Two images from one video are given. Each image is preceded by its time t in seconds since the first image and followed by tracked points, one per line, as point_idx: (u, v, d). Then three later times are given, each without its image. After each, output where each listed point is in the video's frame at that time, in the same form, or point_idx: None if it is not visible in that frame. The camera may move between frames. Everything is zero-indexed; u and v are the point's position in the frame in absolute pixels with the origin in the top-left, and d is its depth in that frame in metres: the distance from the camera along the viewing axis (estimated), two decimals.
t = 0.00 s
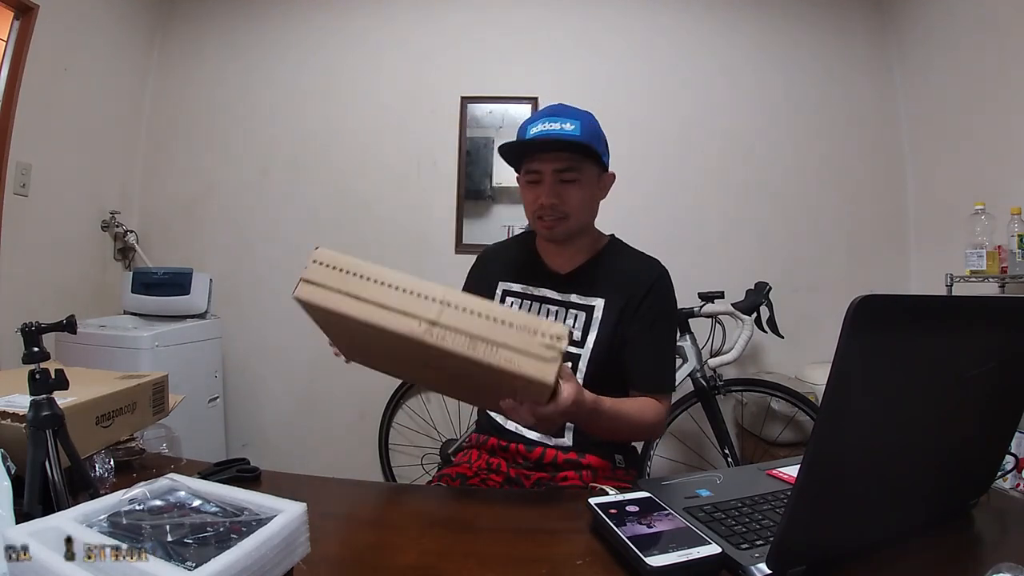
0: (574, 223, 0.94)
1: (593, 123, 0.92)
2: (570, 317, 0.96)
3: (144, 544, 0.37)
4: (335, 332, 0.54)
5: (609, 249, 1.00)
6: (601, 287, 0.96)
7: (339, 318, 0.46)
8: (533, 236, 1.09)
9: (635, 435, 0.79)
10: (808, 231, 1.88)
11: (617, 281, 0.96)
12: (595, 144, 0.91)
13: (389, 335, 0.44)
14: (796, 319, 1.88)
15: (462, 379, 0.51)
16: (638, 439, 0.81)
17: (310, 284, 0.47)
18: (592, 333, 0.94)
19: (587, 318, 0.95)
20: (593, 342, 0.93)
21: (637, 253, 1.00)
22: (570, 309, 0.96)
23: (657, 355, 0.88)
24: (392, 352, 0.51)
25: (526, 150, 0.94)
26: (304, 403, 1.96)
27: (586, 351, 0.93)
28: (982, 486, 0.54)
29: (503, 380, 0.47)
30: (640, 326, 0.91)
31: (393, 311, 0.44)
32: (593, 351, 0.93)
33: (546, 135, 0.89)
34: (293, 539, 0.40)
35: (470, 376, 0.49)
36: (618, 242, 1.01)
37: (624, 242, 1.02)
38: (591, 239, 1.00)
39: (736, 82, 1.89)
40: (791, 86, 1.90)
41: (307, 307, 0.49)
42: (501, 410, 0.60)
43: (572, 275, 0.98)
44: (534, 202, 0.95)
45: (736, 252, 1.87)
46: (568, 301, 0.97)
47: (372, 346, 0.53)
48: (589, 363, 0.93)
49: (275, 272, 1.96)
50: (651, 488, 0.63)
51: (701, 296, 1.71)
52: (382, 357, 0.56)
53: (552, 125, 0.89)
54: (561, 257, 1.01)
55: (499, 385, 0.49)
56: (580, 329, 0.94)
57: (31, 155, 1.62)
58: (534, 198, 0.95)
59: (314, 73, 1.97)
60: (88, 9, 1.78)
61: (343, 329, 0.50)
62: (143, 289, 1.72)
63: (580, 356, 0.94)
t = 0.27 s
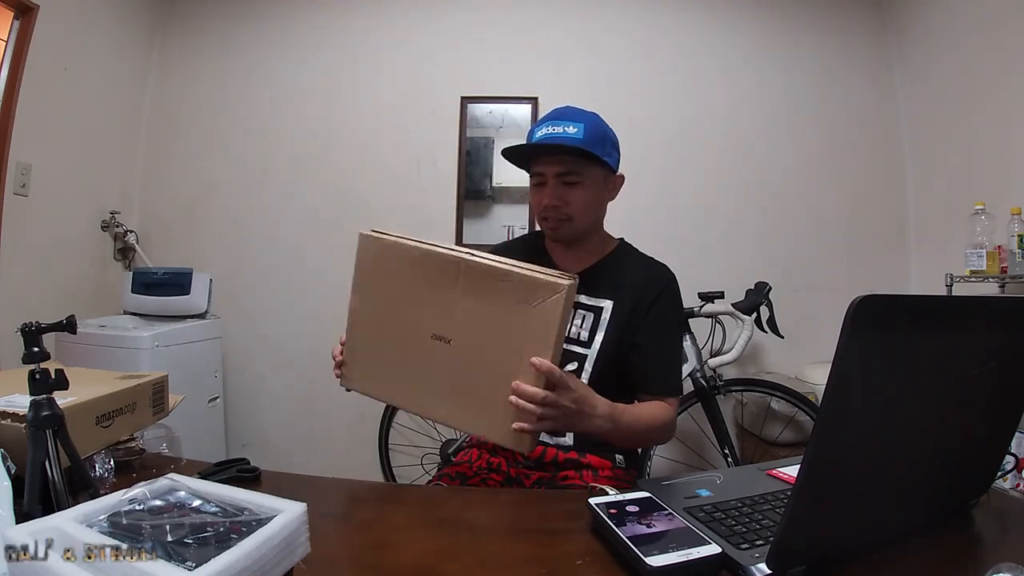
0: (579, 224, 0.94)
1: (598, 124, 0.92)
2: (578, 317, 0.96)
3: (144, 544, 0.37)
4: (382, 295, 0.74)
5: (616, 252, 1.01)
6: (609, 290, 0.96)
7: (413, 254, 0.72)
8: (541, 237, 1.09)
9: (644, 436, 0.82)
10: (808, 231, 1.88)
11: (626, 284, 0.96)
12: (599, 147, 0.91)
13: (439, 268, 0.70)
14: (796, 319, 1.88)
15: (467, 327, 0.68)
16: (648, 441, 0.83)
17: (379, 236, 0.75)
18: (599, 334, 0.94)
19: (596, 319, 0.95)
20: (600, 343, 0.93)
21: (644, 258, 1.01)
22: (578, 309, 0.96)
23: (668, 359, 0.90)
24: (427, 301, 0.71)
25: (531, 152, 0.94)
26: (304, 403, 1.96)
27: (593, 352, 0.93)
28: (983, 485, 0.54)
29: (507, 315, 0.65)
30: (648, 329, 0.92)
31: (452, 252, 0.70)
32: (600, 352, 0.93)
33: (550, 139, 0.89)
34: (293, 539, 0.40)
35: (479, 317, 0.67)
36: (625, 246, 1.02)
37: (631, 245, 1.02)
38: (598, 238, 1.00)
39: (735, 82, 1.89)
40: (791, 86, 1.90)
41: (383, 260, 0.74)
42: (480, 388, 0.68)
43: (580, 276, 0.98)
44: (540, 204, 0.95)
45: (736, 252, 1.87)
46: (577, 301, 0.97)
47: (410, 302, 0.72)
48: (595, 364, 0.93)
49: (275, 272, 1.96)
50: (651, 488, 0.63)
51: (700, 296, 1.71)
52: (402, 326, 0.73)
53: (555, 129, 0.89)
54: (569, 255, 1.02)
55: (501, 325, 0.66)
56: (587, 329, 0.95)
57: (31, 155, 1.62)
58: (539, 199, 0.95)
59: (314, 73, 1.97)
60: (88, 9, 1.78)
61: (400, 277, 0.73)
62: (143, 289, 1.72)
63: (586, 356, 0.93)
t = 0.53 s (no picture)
0: (591, 223, 0.94)
1: (614, 128, 0.93)
2: (583, 316, 0.96)
3: (144, 543, 0.37)
4: (388, 291, 0.75)
5: (624, 254, 1.01)
6: (616, 289, 0.96)
7: (429, 251, 0.74)
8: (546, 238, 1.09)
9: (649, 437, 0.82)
10: (808, 231, 1.88)
11: (632, 285, 0.96)
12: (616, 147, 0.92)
13: (455, 265, 0.72)
14: (796, 319, 1.88)
15: (477, 323, 0.69)
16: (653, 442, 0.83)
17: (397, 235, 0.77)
18: (604, 333, 0.94)
19: (601, 318, 0.95)
20: (605, 342, 0.94)
21: (649, 259, 1.01)
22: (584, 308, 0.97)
23: (672, 359, 0.89)
24: (437, 296, 0.72)
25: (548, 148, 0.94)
26: (304, 403, 1.96)
27: (598, 350, 0.94)
28: (983, 485, 0.54)
29: (519, 314, 0.68)
30: (652, 330, 0.93)
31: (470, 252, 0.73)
32: (605, 351, 0.93)
33: (567, 134, 0.90)
34: (293, 539, 0.40)
35: (491, 315, 0.69)
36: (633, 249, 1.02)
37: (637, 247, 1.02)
38: (607, 240, 1.00)
39: (736, 82, 1.89)
40: (792, 86, 1.90)
41: (395, 254, 0.76)
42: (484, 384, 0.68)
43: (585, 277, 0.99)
44: (552, 199, 0.95)
45: (736, 252, 1.87)
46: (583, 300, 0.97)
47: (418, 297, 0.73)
48: (599, 363, 0.93)
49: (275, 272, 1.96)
50: (651, 488, 0.63)
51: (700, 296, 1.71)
52: (408, 322, 0.73)
53: (574, 126, 0.90)
54: (577, 255, 1.01)
55: (511, 319, 0.68)
56: (593, 328, 0.95)
57: (31, 155, 1.62)
58: (551, 194, 0.95)
59: (314, 73, 1.97)
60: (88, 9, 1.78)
61: (412, 272, 0.74)
62: (143, 289, 1.72)
63: (591, 355, 0.94)
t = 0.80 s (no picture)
0: (601, 228, 0.94)
1: (623, 133, 0.93)
2: (587, 314, 0.96)
3: (144, 543, 0.37)
4: (365, 308, 0.74)
5: (630, 256, 1.01)
6: (620, 287, 0.97)
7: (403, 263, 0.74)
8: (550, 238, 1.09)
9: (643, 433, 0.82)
10: (808, 231, 1.88)
11: (636, 285, 0.97)
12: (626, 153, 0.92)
13: (432, 272, 0.73)
14: (796, 319, 1.88)
15: (460, 328, 0.70)
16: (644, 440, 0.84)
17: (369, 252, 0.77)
18: (609, 332, 0.94)
19: (604, 317, 0.95)
20: (609, 340, 0.94)
21: (654, 262, 1.02)
22: (588, 306, 0.97)
23: (674, 358, 0.89)
24: (418, 305, 0.72)
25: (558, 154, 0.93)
26: (304, 403, 1.96)
27: (601, 349, 0.94)
28: (984, 484, 0.54)
29: (502, 312, 0.69)
30: (655, 329, 0.93)
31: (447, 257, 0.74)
32: (608, 349, 0.94)
33: (579, 141, 0.89)
34: (292, 539, 0.40)
35: (475, 316, 0.69)
36: (638, 250, 1.02)
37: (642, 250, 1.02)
38: (614, 243, 1.00)
39: (736, 82, 1.89)
40: (792, 86, 1.90)
41: (368, 270, 0.75)
42: (472, 386, 0.68)
43: (587, 276, 0.99)
44: (562, 205, 0.94)
45: (736, 252, 1.87)
46: (587, 298, 0.97)
47: (396, 307, 0.73)
48: (603, 361, 0.93)
49: (275, 273, 1.96)
50: (651, 488, 0.63)
51: (700, 296, 1.71)
52: (387, 334, 0.73)
53: (585, 133, 0.90)
54: (585, 259, 1.01)
55: (496, 317, 0.69)
56: (597, 326, 0.95)
57: (31, 155, 1.62)
58: (562, 200, 0.94)
59: (314, 73, 1.97)
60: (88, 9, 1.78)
61: (387, 286, 0.74)
62: (143, 289, 1.72)
63: (595, 353, 0.94)
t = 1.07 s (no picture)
0: (600, 224, 0.95)
1: (623, 131, 0.93)
2: (584, 312, 0.97)
3: (144, 543, 0.37)
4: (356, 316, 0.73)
5: (626, 254, 1.01)
6: (618, 286, 0.97)
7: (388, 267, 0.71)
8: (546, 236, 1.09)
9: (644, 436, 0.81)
10: (808, 231, 1.88)
11: (633, 283, 0.97)
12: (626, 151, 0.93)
13: (418, 277, 0.68)
14: (796, 319, 1.88)
15: (450, 339, 0.66)
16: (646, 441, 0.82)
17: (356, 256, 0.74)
18: (605, 330, 0.95)
19: (601, 315, 0.96)
20: (606, 338, 0.94)
21: (651, 261, 1.02)
22: (585, 305, 0.97)
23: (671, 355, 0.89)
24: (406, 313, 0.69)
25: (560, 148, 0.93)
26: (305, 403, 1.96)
27: (599, 347, 0.94)
28: (984, 485, 0.54)
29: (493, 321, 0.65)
30: (652, 327, 0.93)
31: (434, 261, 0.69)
32: (605, 348, 0.94)
33: (582, 136, 0.89)
34: (292, 539, 0.40)
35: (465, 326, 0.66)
36: (635, 248, 1.02)
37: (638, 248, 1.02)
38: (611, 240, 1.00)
39: (736, 82, 1.89)
40: (792, 86, 1.90)
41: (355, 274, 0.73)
42: (467, 397, 0.66)
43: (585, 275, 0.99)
44: (562, 198, 0.94)
45: (736, 252, 1.87)
46: (584, 296, 0.98)
47: (385, 313, 0.71)
48: (600, 359, 0.94)
49: (275, 273, 1.96)
50: (651, 488, 0.63)
51: (700, 296, 1.71)
52: (381, 343, 0.71)
53: (588, 127, 0.90)
54: (581, 254, 1.01)
55: (486, 325, 0.65)
56: (594, 324, 0.96)
57: (31, 155, 1.62)
58: (561, 193, 0.94)
59: (314, 73, 1.97)
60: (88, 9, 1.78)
61: (375, 293, 0.72)
62: (143, 289, 1.72)
63: (592, 352, 0.94)
